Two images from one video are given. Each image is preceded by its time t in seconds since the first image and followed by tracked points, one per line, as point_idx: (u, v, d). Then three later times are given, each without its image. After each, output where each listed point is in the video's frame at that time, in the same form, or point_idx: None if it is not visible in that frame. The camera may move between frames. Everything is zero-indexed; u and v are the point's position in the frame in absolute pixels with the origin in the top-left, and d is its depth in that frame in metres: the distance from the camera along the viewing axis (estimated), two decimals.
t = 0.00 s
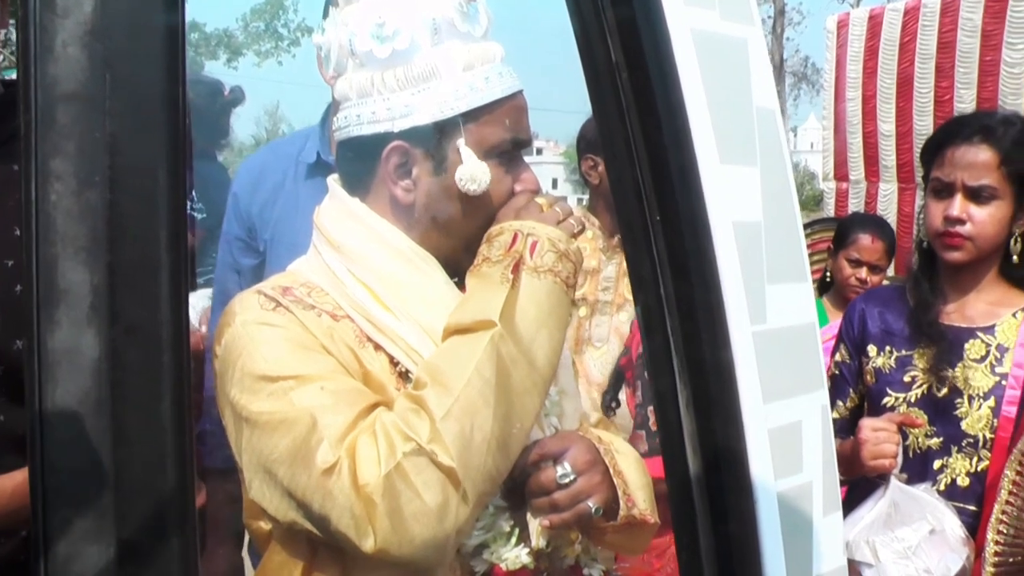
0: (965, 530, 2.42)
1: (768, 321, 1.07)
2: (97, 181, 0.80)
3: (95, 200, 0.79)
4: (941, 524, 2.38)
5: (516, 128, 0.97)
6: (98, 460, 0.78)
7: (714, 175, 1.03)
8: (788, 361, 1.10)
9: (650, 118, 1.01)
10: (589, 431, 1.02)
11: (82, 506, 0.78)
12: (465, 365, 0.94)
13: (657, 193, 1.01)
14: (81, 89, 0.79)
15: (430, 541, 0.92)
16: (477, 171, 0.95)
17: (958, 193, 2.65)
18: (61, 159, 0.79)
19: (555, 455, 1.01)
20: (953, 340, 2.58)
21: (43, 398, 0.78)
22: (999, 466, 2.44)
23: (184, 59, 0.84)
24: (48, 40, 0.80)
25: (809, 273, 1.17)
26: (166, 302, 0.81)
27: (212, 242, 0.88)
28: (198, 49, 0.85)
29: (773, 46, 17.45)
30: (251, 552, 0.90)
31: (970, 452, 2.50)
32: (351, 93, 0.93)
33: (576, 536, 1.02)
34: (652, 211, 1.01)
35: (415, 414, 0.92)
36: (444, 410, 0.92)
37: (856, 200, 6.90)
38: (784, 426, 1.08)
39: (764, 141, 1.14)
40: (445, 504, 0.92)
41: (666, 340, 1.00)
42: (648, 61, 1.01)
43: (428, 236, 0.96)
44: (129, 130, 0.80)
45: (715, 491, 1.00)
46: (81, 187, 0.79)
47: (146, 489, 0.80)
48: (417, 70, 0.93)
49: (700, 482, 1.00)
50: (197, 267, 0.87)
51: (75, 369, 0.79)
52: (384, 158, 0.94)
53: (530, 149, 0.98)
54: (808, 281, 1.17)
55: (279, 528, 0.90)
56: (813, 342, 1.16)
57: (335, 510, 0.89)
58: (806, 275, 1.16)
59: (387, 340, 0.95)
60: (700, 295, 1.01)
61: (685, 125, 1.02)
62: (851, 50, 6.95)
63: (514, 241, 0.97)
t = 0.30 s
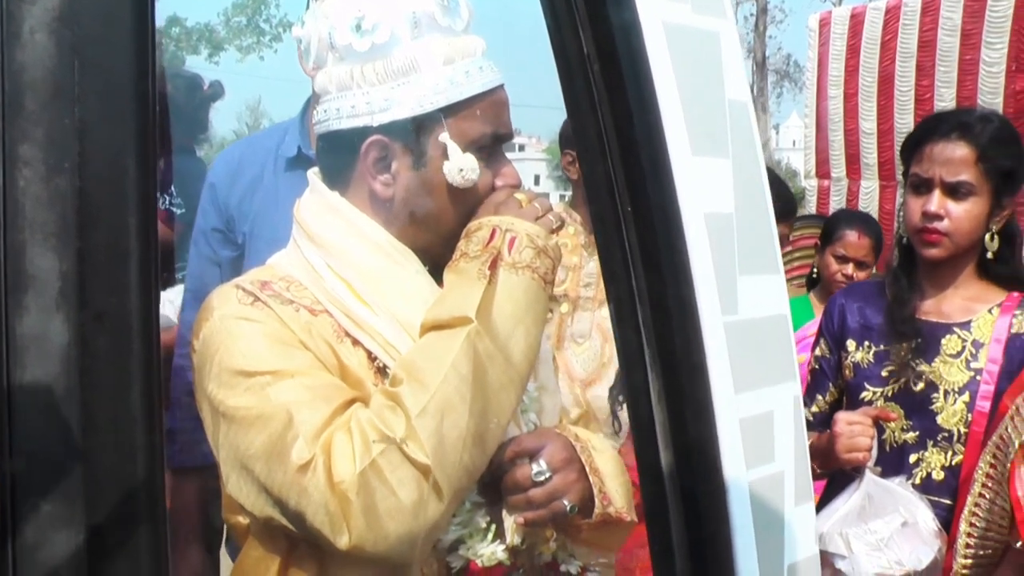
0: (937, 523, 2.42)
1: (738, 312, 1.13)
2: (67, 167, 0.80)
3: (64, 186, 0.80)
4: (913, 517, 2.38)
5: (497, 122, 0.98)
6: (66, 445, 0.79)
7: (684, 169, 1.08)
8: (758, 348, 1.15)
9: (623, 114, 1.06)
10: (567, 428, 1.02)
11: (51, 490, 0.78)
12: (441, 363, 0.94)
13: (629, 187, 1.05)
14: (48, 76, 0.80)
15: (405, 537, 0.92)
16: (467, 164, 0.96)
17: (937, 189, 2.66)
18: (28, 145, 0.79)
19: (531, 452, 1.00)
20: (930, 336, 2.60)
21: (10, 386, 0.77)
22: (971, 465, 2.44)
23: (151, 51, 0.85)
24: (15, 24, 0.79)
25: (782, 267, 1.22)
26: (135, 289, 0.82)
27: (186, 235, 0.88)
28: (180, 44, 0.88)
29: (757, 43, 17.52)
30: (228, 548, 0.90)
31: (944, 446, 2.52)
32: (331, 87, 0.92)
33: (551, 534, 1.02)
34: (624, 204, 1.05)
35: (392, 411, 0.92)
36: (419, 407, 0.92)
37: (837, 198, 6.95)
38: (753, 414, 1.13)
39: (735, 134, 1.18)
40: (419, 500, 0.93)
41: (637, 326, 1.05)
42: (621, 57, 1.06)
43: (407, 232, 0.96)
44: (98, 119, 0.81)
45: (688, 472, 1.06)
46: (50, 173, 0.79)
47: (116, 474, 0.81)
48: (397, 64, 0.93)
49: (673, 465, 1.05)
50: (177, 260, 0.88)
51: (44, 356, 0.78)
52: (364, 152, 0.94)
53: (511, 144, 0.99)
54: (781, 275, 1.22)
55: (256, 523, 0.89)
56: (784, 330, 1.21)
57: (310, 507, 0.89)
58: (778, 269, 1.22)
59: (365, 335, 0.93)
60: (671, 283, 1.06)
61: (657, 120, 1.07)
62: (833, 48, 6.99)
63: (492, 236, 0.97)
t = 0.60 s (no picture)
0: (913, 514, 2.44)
1: (709, 304, 1.11)
2: (42, 160, 0.80)
3: (39, 178, 0.80)
4: (889, 508, 2.39)
5: (478, 117, 0.98)
6: (43, 435, 0.79)
7: (654, 162, 1.07)
8: (730, 339, 1.15)
9: (593, 107, 1.04)
10: (547, 424, 1.02)
11: (28, 480, 0.79)
12: (417, 361, 0.94)
13: (598, 177, 1.04)
14: (22, 67, 0.80)
15: (382, 534, 0.93)
16: (413, 163, 0.95)
17: (915, 184, 2.68)
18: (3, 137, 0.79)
19: (509, 449, 1.00)
20: (907, 330, 2.61)
21: None
22: (946, 459, 2.47)
23: (128, 41, 0.85)
24: None
25: (752, 258, 1.21)
26: (111, 281, 0.82)
27: (167, 233, 0.89)
28: (161, 40, 0.88)
29: (739, 40, 17.58)
30: (210, 544, 0.89)
31: (921, 439, 2.53)
32: (312, 82, 0.93)
33: (529, 531, 1.02)
34: (595, 196, 1.04)
35: (369, 407, 0.92)
36: (395, 405, 0.93)
37: (818, 194, 7.00)
38: (726, 406, 1.12)
39: (706, 129, 1.18)
40: (396, 496, 0.93)
41: (609, 318, 1.04)
42: (590, 50, 1.04)
43: (387, 228, 0.96)
44: (73, 110, 0.81)
45: (660, 465, 1.04)
46: (25, 165, 0.80)
47: (93, 467, 0.80)
48: (378, 59, 0.93)
49: (644, 457, 1.04)
50: (155, 259, 0.88)
51: (19, 346, 0.78)
52: (344, 148, 0.94)
53: (491, 139, 0.99)
54: (752, 267, 1.21)
55: (235, 518, 0.89)
56: (756, 321, 1.20)
57: (288, 505, 0.89)
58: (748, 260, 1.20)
59: (345, 332, 0.93)
60: (642, 274, 1.04)
61: (627, 112, 1.06)
62: (817, 45, 7.02)
63: (471, 232, 0.98)
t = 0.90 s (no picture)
0: (891, 505, 2.45)
1: (678, 297, 1.12)
2: (12, 159, 0.81)
3: (9, 176, 0.81)
4: (867, 501, 2.39)
5: (457, 116, 0.98)
6: (17, 432, 0.80)
7: (623, 159, 1.07)
8: (698, 332, 1.15)
9: (561, 104, 1.04)
10: (526, 422, 1.02)
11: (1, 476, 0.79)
12: (396, 361, 0.94)
13: (567, 173, 1.04)
14: None
15: (361, 534, 0.93)
16: (366, 158, 0.95)
17: (893, 179, 2.70)
18: None
19: (488, 448, 1.01)
20: (886, 323, 2.64)
21: None
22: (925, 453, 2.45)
23: (98, 41, 0.86)
24: None
25: (720, 250, 1.22)
26: (83, 278, 0.83)
27: (149, 232, 0.92)
28: (139, 39, 0.91)
29: (717, 36, 17.63)
30: (190, 543, 0.91)
31: (899, 432, 2.56)
32: (291, 80, 0.94)
33: (508, 529, 1.03)
34: (563, 191, 1.04)
35: (349, 406, 0.92)
36: (375, 404, 0.92)
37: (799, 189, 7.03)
38: (695, 398, 1.12)
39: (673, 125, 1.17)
40: (377, 494, 0.93)
41: (578, 313, 1.03)
42: (558, 49, 1.04)
43: (364, 228, 0.96)
44: (43, 109, 0.82)
45: (627, 458, 1.04)
46: None
47: (66, 461, 0.82)
48: (357, 58, 0.94)
49: (613, 451, 1.04)
50: (133, 255, 0.91)
51: None
52: (324, 146, 0.95)
53: (470, 137, 0.99)
54: (721, 259, 1.22)
55: (217, 518, 0.90)
56: (724, 312, 1.21)
57: (268, 504, 0.89)
58: (716, 252, 1.21)
59: (326, 331, 0.93)
60: (611, 273, 1.04)
61: (595, 109, 1.05)
62: (794, 42, 7.05)
63: (449, 231, 0.98)
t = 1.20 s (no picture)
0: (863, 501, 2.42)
1: (638, 292, 1.10)
2: None
3: None
4: (840, 495, 2.40)
5: (431, 115, 0.98)
6: None
7: (581, 156, 1.06)
8: (661, 328, 1.14)
9: (519, 99, 1.03)
10: (501, 420, 1.02)
11: None
12: (371, 359, 0.94)
13: (525, 167, 1.03)
14: None
15: (336, 535, 0.93)
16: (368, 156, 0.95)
17: (866, 178, 2.73)
18: None
19: (463, 445, 1.01)
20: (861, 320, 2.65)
21: None
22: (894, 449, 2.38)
23: (59, 38, 0.87)
24: None
25: (681, 244, 1.19)
26: (43, 272, 0.84)
27: (127, 223, 0.93)
28: (114, 35, 0.91)
29: (694, 35, 17.71)
30: (167, 539, 0.90)
31: (872, 428, 2.60)
32: (265, 78, 0.95)
33: (482, 526, 1.02)
34: (521, 185, 1.03)
35: (323, 405, 0.92)
36: (350, 402, 0.93)
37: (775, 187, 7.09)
38: (655, 391, 1.11)
39: (634, 124, 1.16)
40: (352, 492, 0.93)
41: (537, 309, 1.03)
42: (515, 47, 1.03)
43: (336, 228, 0.96)
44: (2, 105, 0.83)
45: (588, 456, 1.04)
46: None
47: (28, 454, 0.83)
48: (331, 56, 0.94)
49: (571, 444, 1.04)
50: (104, 257, 0.91)
51: None
52: (299, 143, 0.95)
53: (444, 136, 0.99)
54: (680, 253, 1.19)
55: (192, 517, 0.90)
56: (685, 312, 1.19)
57: (243, 503, 0.90)
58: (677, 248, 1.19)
59: (300, 330, 0.94)
60: (569, 268, 1.04)
61: (553, 105, 1.04)
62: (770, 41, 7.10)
63: (423, 229, 0.98)
